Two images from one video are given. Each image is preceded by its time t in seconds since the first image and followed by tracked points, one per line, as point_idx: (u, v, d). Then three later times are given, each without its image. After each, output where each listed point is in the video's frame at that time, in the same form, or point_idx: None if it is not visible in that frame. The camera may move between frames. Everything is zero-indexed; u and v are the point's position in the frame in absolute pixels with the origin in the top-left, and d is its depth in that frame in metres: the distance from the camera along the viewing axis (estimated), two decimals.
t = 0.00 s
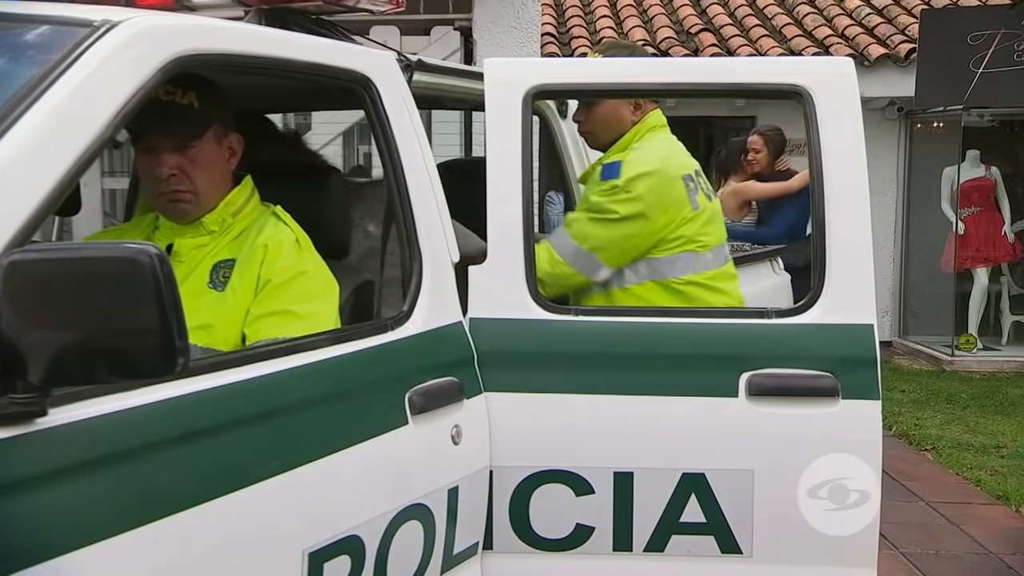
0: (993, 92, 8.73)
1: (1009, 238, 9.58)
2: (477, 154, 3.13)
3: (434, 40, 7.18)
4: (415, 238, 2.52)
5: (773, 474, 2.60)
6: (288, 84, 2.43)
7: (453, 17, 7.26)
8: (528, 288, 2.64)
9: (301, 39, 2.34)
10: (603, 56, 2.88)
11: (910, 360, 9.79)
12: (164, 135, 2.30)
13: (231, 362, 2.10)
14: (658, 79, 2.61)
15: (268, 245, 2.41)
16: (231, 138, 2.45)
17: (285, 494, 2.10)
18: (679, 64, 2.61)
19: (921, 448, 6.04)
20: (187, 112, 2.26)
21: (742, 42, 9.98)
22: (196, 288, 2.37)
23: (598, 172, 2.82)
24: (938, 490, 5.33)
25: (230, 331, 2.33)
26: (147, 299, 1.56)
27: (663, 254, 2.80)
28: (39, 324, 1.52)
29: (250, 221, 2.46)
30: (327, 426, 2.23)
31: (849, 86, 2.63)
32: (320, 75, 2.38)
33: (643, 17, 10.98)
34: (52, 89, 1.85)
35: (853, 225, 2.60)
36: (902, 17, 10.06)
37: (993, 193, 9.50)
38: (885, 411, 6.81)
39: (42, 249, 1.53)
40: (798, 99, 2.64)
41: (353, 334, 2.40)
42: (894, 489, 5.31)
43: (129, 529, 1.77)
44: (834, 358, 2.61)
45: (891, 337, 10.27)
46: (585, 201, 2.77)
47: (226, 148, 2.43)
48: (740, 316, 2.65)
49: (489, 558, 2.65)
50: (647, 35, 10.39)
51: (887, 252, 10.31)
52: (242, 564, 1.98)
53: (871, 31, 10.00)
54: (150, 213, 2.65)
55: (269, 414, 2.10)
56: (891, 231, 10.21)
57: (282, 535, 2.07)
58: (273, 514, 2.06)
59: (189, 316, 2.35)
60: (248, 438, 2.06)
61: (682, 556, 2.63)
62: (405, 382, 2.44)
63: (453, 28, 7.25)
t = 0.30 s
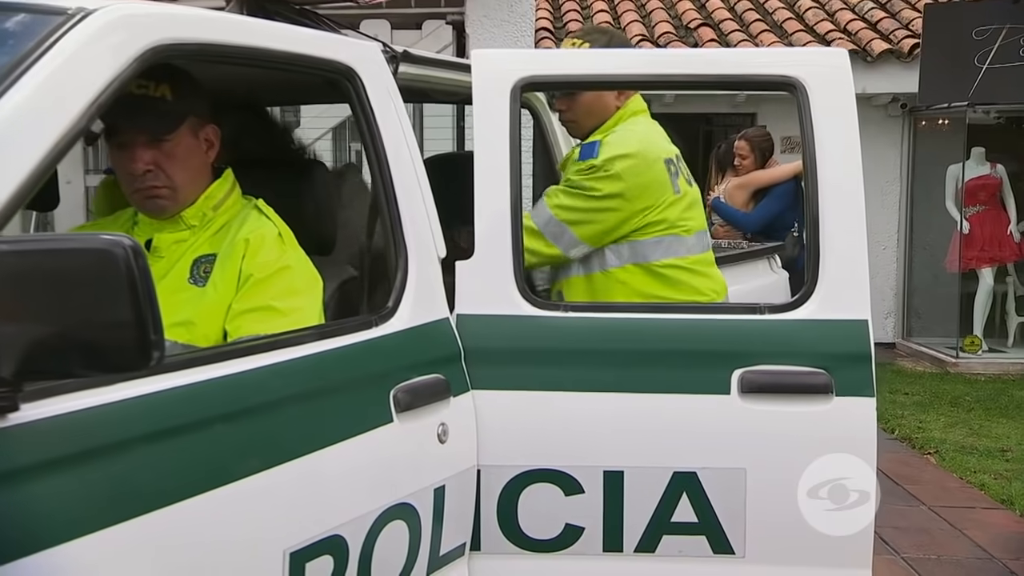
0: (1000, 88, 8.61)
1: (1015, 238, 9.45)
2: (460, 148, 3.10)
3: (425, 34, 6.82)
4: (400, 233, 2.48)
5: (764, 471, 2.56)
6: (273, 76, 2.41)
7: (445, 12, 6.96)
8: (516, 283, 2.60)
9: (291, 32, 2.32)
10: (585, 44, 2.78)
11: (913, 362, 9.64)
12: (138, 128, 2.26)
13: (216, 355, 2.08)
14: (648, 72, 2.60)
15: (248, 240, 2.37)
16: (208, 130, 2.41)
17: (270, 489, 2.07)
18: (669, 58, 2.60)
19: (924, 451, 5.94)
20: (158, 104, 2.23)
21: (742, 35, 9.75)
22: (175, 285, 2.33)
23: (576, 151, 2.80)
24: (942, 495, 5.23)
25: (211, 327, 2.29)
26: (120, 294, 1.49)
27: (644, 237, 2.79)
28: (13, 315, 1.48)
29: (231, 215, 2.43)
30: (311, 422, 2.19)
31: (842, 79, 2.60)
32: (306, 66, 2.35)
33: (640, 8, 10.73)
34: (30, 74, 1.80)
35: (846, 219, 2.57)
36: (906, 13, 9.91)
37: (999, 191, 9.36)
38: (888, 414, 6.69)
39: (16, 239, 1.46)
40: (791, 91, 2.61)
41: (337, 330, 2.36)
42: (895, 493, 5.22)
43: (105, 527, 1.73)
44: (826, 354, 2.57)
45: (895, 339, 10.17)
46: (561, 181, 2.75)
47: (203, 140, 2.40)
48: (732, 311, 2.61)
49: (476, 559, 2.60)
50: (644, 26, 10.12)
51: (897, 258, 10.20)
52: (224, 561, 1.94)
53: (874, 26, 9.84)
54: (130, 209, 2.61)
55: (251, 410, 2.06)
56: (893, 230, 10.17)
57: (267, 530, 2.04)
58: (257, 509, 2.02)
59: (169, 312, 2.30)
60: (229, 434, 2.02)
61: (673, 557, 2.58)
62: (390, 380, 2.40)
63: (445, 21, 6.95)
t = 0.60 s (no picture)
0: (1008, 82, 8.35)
1: None
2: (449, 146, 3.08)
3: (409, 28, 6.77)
4: (386, 230, 2.44)
5: (759, 472, 2.51)
6: (258, 70, 2.37)
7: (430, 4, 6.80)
8: (504, 281, 2.56)
9: (271, 25, 2.26)
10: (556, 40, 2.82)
11: (921, 366, 9.48)
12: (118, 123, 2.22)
13: (200, 350, 2.04)
14: (642, 65, 2.56)
15: (228, 237, 2.34)
16: (189, 126, 2.38)
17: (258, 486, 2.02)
18: (663, 51, 2.56)
19: (930, 457, 5.83)
20: (138, 98, 2.19)
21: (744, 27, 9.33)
22: (154, 283, 2.29)
23: (653, 155, 2.74)
24: (948, 501, 5.13)
25: (190, 326, 2.25)
26: (94, 290, 1.48)
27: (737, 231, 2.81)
28: None
29: (211, 213, 2.40)
30: (298, 420, 2.14)
31: (836, 73, 2.56)
32: (295, 61, 2.31)
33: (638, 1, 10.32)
34: (0, 63, 1.73)
35: (840, 214, 2.53)
36: (912, 7, 9.64)
37: (1009, 191, 9.24)
38: (894, 419, 6.57)
39: None
40: (785, 84, 2.57)
41: (322, 328, 2.31)
42: (900, 501, 5.12)
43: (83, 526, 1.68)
44: (820, 352, 2.52)
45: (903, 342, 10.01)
46: (679, 184, 2.68)
47: (184, 136, 2.36)
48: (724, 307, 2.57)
49: (464, 563, 2.54)
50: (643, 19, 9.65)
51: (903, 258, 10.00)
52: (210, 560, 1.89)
53: (880, 20, 9.52)
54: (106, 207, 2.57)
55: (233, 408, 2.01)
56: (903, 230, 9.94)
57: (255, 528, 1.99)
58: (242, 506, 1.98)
59: (149, 311, 2.27)
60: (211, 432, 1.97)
61: (666, 560, 2.53)
62: (375, 380, 2.34)
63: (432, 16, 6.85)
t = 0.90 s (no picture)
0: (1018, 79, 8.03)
1: None
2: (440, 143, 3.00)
3: (409, 23, 7.14)
4: (374, 228, 2.37)
5: (755, 479, 2.44)
6: (240, 62, 2.29)
7: None
8: (496, 282, 2.49)
9: (256, 17, 2.18)
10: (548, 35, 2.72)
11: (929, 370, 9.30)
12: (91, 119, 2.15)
13: (181, 353, 1.97)
14: (633, 61, 2.50)
15: (212, 236, 2.27)
16: (167, 120, 2.32)
17: (242, 494, 1.96)
18: (659, 46, 2.51)
19: (938, 463, 5.72)
20: (112, 93, 2.12)
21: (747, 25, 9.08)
22: (136, 283, 2.23)
23: (682, 127, 2.67)
24: (956, 509, 5.02)
25: (172, 327, 2.19)
26: (71, 292, 1.42)
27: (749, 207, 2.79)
28: None
29: (193, 212, 2.33)
30: (280, 425, 2.07)
31: (837, 71, 2.51)
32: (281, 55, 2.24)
33: None
34: None
35: (840, 214, 2.47)
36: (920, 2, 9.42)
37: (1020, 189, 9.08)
38: (901, 425, 6.45)
39: None
40: (783, 81, 2.51)
41: (308, 330, 2.24)
42: (906, 508, 5.02)
43: (61, 532, 1.64)
44: (820, 356, 2.45)
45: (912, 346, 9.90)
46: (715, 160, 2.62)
47: (161, 131, 2.30)
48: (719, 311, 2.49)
49: (454, 572, 2.47)
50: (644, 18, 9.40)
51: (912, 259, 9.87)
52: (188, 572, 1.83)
53: (886, 15, 9.30)
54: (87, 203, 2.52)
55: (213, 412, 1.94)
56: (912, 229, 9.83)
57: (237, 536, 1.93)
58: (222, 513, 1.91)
59: (131, 311, 2.20)
60: (191, 438, 1.91)
61: (660, 568, 2.46)
62: (362, 384, 2.27)
63: (431, 10, 7.16)
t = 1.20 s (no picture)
0: None
1: None
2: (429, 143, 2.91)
3: (398, 20, 6.71)
4: (353, 226, 2.30)
5: (747, 487, 2.36)
6: (219, 57, 2.24)
7: None
8: (480, 283, 2.42)
9: (239, 11, 2.13)
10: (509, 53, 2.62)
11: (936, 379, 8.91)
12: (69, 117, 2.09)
13: (153, 354, 1.92)
14: (631, 55, 2.44)
15: (186, 236, 2.20)
16: (146, 119, 2.26)
17: (216, 497, 1.90)
18: (657, 40, 2.45)
19: (945, 474, 5.58)
20: (92, 89, 2.08)
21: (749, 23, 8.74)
22: (107, 285, 2.16)
23: (563, 148, 2.60)
24: (963, 522, 4.89)
25: (144, 329, 2.12)
26: (32, 290, 1.43)
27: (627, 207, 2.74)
28: None
29: (169, 212, 2.26)
30: (252, 429, 2.01)
31: (836, 68, 2.42)
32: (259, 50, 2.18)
33: None
34: None
35: (836, 213, 2.39)
36: None
37: None
38: (907, 434, 6.30)
39: None
40: (779, 75, 2.44)
41: (284, 331, 2.18)
42: (912, 521, 4.89)
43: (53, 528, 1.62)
44: (813, 359, 2.38)
45: (918, 353, 9.46)
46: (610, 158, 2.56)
47: (141, 130, 2.24)
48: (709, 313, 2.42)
49: None
50: (643, 15, 9.06)
51: (919, 263, 9.39)
52: None
53: (892, 12, 9.05)
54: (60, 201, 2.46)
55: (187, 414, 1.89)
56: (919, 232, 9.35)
57: (211, 541, 1.87)
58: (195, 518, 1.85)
59: (103, 313, 2.14)
60: (164, 440, 1.85)
61: None
62: (340, 387, 2.21)
63: (419, 7, 6.75)
